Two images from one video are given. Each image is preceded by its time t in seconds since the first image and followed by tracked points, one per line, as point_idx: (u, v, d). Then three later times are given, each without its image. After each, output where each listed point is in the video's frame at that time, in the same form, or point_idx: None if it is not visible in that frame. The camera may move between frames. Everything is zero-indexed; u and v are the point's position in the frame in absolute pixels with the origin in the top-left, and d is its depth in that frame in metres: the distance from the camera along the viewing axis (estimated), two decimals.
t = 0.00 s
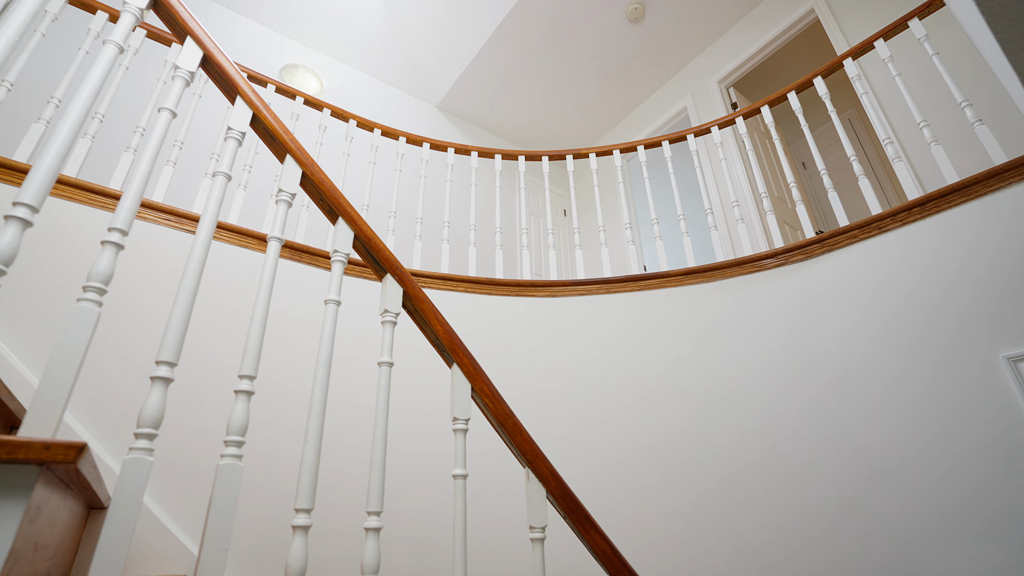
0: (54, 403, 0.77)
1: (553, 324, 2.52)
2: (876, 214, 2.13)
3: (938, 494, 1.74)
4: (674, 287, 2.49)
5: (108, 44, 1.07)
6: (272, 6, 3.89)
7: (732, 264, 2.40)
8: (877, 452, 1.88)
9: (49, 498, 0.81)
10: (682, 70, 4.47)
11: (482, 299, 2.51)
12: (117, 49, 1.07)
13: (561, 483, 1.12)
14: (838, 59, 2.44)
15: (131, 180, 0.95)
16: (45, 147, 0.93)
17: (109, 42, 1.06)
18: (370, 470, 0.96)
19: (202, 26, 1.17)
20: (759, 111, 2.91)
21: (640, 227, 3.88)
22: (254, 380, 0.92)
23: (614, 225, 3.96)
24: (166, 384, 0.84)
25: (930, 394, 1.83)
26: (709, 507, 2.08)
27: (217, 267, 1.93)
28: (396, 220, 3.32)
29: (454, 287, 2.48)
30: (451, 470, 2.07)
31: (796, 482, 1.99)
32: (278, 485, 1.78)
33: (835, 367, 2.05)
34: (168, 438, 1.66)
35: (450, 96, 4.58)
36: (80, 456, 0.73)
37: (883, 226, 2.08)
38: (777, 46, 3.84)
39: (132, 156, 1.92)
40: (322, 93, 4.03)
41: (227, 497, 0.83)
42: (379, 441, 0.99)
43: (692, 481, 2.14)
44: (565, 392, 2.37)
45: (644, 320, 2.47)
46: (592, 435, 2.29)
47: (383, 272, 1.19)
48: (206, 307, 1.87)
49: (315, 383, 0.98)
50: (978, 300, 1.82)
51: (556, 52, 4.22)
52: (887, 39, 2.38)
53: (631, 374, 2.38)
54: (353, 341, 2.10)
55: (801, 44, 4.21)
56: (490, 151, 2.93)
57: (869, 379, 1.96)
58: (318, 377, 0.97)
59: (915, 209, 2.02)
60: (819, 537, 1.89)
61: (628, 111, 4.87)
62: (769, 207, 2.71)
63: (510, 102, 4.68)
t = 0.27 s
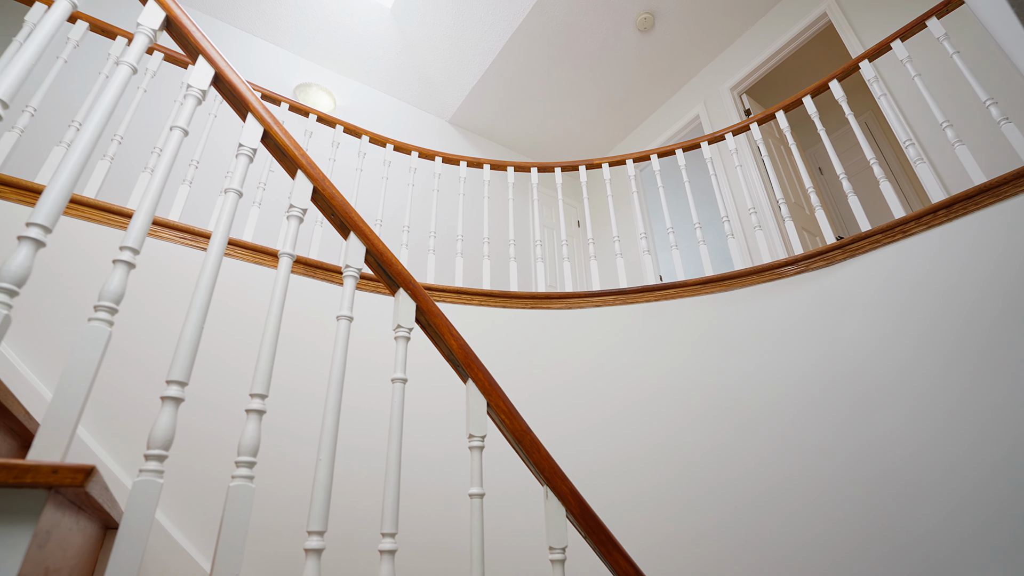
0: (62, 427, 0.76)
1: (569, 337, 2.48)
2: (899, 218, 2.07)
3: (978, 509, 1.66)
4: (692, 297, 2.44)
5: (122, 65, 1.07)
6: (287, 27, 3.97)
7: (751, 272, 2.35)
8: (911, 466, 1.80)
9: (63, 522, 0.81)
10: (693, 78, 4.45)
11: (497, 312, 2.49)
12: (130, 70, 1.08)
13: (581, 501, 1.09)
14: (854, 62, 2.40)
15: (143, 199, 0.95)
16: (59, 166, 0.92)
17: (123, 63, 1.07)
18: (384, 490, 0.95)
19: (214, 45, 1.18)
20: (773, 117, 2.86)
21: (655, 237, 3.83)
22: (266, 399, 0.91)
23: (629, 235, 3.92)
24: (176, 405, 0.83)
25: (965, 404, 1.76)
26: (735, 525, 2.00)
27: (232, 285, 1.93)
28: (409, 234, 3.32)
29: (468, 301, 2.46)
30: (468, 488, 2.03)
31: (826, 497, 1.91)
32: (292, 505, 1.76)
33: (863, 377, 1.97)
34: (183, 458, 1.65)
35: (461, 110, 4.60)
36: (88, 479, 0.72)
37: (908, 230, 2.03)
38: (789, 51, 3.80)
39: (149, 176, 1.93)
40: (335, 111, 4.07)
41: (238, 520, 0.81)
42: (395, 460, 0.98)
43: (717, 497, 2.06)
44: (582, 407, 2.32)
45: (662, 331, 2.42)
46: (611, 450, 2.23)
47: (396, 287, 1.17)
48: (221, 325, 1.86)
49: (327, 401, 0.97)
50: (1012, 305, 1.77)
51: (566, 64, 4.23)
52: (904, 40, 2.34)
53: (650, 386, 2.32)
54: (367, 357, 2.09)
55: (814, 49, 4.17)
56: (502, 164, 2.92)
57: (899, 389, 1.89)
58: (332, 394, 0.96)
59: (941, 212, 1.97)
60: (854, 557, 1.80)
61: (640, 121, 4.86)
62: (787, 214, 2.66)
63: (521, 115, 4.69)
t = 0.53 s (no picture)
0: (74, 451, 0.75)
1: (585, 348, 2.44)
2: (924, 220, 2.02)
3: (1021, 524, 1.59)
4: (710, 305, 2.39)
5: (135, 85, 1.08)
6: (301, 46, 4.04)
7: (770, 279, 2.30)
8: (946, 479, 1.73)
9: (82, 544, 0.80)
10: (705, 85, 4.43)
11: (512, 324, 2.46)
12: (144, 90, 1.08)
13: (601, 519, 1.06)
14: (871, 63, 2.36)
15: (155, 217, 0.95)
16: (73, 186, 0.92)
17: (136, 84, 1.08)
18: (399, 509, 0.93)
19: (225, 63, 1.19)
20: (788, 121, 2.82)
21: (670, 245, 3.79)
22: (278, 417, 0.89)
23: (644, 244, 3.88)
24: (188, 425, 0.82)
25: (1002, 413, 1.69)
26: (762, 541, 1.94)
27: (247, 302, 1.94)
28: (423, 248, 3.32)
29: (483, 314, 2.44)
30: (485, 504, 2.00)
31: (856, 512, 1.84)
32: (309, 524, 1.74)
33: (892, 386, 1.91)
34: (200, 477, 1.65)
35: (473, 123, 4.62)
36: (99, 502, 0.71)
37: (932, 233, 1.97)
38: (802, 55, 3.76)
39: (168, 197, 2.01)
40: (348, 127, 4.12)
41: (251, 542, 0.79)
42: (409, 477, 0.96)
43: (742, 511, 2.00)
44: (600, 419, 2.29)
45: (681, 341, 2.37)
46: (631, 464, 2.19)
47: (409, 301, 1.16)
48: (236, 342, 1.86)
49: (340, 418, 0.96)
50: None
51: (577, 74, 4.23)
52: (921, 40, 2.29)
53: (669, 398, 2.27)
54: (382, 372, 2.07)
55: (827, 51, 4.13)
56: (514, 176, 2.91)
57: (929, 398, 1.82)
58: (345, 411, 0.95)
59: (967, 214, 1.91)
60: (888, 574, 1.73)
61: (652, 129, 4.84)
62: (806, 219, 2.60)
63: (532, 126, 4.70)
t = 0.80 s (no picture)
0: (84, 474, 0.73)
1: (602, 359, 2.40)
2: (949, 222, 1.96)
3: None
4: (729, 313, 2.34)
5: (149, 104, 1.08)
6: (313, 65, 4.12)
7: (790, 286, 2.25)
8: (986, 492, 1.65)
9: (95, 572, 0.79)
10: (716, 92, 4.40)
11: (527, 337, 2.43)
12: (157, 109, 1.09)
13: (624, 539, 1.03)
14: (887, 64, 2.32)
15: (167, 235, 0.94)
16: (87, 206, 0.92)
17: (149, 103, 1.08)
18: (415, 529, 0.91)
19: (237, 81, 1.20)
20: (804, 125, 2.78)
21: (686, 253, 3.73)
22: (291, 436, 0.88)
23: (659, 253, 3.83)
24: (200, 445, 0.80)
25: None
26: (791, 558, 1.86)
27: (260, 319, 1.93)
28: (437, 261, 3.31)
29: (498, 326, 2.42)
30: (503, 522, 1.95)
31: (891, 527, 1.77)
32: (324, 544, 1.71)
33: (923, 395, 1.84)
34: (217, 497, 1.63)
35: (484, 136, 4.64)
36: (107, 527, 0.70)
37: (959, 235, 1.92)
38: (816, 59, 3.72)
39: (186, 216, 2.03)
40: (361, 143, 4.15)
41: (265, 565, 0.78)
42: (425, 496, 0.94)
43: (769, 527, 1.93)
44: (619, 433, 2.23)
45: (701, 351, 2.32)
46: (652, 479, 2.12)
47: (423, 315, 1.14)
48: (252, 359, 1.85)
49: (354, 438, 0.95)
50: None
51: (587, 85, 4.23)
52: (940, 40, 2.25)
53: (690, 410, 2.21)
54: (396, 387, 2.05)
55: (840, 54, 4.08)
56: (527, 187, 2.89)
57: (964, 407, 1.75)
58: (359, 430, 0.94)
59: (994, 216, 1.86)
60: None
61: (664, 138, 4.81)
62: (826, 224, 2.54)
63: (544, 138, 4.70)
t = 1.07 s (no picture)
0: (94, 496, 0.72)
1: (619, 372, 2.35)
2: (975, 223, 1.90)
3: None
4: (749, 322, 2.28)
5: (161, 124, 1.09)
6: (326, 83, 4.18)
7: (811, 292, 2.19)
8: None
9: None
10: (728, 98, 4.36)
11: (542, 349, 2.40)
12: (168, 128, 1.09)
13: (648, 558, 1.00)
14: (903, 64, 2.27)
15: (178, 253, 0.94)
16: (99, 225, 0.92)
17: (161, 122, 1.08)
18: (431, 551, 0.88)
19: (248, 98, 1.20)
20: (819, 129, 2.73)
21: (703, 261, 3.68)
22: (303, 455, 0.86)
23: (675, 262, 3.78)
24: (210, 465, 0.79)
25: None
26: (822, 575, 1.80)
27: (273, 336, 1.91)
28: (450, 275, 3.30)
29: (513, 339, 2.39)
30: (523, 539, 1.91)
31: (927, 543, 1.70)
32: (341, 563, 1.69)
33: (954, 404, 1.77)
34: (232, 516, 1.62)
35: (495, 149, 4.65)
36: (115, 552, 0.69)
37: (985, 237, 1.86)
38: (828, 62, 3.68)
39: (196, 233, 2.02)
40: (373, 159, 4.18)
41: None
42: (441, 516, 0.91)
43: (796, 542, 1.87)
44: (639, 446, 2.18)
45: (720, 360, 2.26)
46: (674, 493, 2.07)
47: (436, 329, 1.12)
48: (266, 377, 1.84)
49: (367, 457, 0.93)
50: None
51: (597, 95, 4.23)
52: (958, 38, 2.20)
53: (711, 422, 2.16)
54: (411, 402, 2.02)
55: (853, 57, 4.04)
56: (539, 198, 2.87)
57: (999, 415, 1.68)
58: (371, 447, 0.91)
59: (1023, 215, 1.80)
60: None
61: (677, 146, 4.78)
62: (846, 228, 2.48)
63: (555, 150, 4.69)
